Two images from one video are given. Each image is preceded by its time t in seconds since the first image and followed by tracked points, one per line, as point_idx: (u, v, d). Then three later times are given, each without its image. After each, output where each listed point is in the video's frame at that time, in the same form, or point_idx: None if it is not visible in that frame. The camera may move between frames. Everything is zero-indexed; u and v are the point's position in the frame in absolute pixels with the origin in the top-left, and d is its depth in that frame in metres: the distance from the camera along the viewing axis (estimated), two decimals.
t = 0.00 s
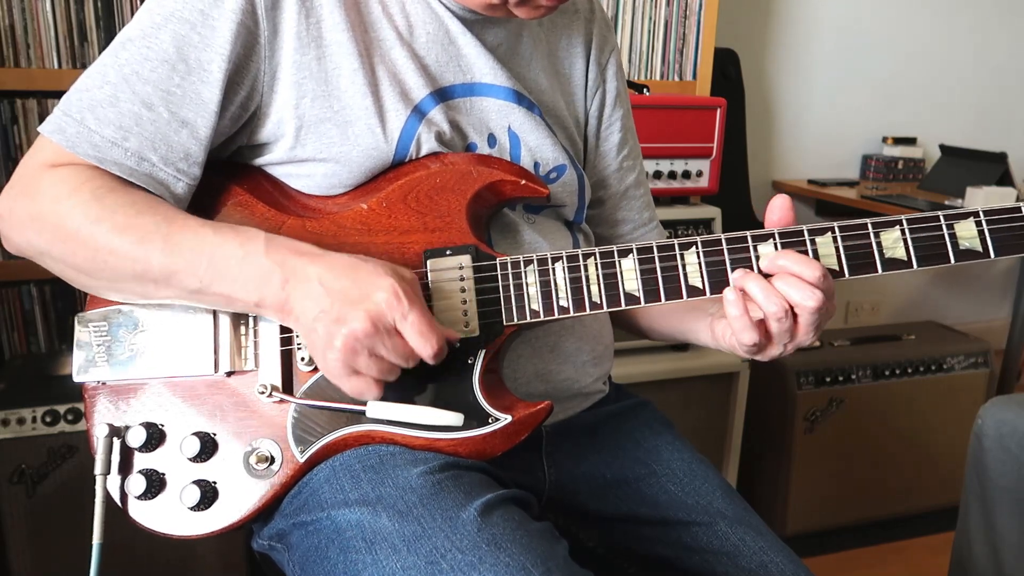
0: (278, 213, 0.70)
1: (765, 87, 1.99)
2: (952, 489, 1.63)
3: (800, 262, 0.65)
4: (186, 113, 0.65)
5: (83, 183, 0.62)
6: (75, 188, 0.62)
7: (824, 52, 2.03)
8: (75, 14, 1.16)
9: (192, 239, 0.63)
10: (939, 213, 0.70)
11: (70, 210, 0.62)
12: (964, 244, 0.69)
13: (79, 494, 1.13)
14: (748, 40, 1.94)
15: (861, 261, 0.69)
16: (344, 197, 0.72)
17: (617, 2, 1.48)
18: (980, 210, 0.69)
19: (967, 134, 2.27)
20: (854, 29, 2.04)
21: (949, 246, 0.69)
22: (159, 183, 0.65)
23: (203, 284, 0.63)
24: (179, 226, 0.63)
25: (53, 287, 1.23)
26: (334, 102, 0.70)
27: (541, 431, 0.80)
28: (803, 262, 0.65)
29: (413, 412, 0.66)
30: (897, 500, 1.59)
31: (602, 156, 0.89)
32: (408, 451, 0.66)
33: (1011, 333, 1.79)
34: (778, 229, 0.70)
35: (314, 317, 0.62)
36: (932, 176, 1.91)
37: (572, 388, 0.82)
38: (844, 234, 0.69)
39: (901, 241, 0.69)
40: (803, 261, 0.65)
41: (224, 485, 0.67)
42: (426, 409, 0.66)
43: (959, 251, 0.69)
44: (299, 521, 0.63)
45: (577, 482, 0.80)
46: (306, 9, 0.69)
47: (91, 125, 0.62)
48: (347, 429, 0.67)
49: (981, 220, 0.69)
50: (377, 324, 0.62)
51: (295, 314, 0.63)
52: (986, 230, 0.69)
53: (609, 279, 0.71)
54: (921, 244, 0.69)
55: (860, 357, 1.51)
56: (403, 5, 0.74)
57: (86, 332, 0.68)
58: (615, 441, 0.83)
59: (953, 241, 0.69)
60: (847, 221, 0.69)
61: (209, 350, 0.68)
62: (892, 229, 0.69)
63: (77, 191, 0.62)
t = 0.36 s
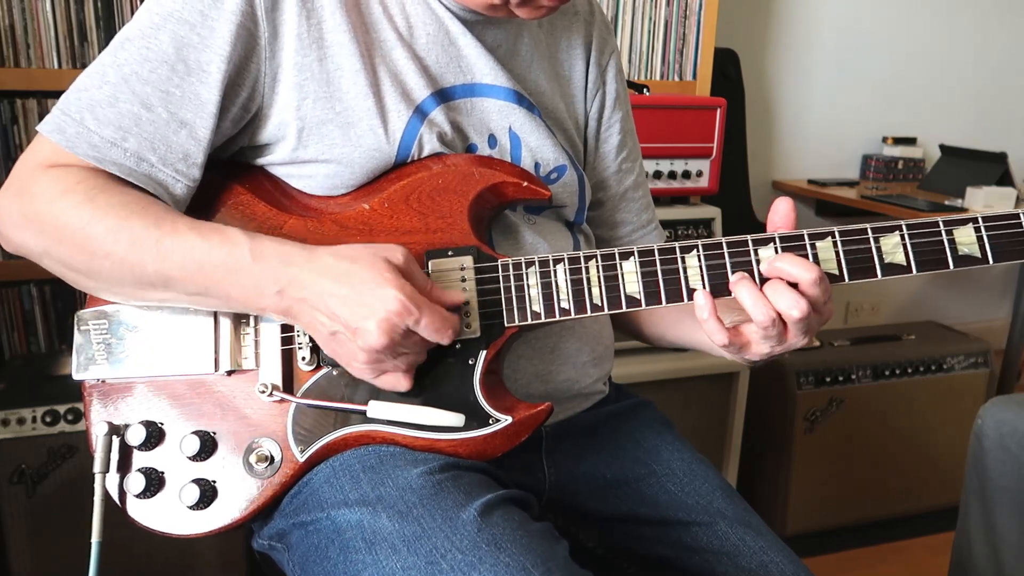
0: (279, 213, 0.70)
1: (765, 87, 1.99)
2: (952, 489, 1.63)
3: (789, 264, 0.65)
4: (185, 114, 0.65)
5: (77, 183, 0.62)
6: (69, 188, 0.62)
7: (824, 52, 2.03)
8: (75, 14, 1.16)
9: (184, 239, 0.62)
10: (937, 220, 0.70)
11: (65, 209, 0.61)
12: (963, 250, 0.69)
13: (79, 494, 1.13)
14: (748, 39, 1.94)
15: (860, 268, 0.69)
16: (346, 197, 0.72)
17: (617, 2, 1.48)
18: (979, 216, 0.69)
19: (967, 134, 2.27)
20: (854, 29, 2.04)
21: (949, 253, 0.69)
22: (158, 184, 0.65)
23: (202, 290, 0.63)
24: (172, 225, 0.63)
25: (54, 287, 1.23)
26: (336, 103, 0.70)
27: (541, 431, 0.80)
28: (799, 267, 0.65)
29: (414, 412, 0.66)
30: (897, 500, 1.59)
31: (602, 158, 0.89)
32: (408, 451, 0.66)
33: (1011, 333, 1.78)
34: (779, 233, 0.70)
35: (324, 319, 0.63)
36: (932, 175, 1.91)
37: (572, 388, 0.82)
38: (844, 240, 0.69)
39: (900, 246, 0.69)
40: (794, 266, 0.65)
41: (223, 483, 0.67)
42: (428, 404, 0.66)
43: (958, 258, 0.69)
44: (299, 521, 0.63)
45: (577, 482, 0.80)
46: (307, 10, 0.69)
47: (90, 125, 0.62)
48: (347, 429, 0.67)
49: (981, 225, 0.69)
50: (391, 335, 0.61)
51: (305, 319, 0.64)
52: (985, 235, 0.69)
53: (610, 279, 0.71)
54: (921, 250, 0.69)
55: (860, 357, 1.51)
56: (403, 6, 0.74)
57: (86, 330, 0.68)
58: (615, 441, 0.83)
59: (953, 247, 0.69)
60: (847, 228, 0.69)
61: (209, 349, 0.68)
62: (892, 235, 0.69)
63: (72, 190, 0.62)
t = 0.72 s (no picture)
0: (279, 212, 0.70)
1: (765, 87, 1.99)
2: (952, 489, 1.63)
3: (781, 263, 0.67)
4: (187, 110, 0.65)
5: (75, 180, 0.62)
6: (67, 185, 0.62)
7: (824, 52, 2.03)
8: (75, 14, 1.16)
9: (189, 232, 0.62)
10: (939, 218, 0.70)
11: (65, 206, 0.61)
12: (964, 249, 0.69)
13: (79, 494, 1.13)
14: (748, 39, 1.94)
15: (861, 265, 0.69)
16: (346, 197, 0.72)
17: (617, 2, 1.48)
18: (979, 215, 0.69)
19: (967, 134, 2.27)
20: (854, 29, 2.04)
21: (949, 251, 0.69)
22: (161, 179, 0.65)
23: (210, 283, 0.63)
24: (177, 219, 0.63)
25: (54, 287, 1.23)
26: (337, 100, 0.70)
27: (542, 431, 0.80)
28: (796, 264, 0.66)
29: (415, 412, 0.66)
30: (897, 501, 1.59)
31: (601, 159, 0.89)
32: (409, 451, 0.66)
33: (1011, 333, 1.78)
34: (780, 232, 0.70)
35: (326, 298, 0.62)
36: (932, 176, 1.91)
37: (572, 388, 0.82)
38: (845, 239, 0.69)
39: (901, 245, 0.69)
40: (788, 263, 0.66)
41: (224, 483, 0.67)
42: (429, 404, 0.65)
43: (959, 257, 0.69)
44: (299, 521, 0.63)
45: (577, 482, 0.80)
46: (307, 8, 0.69)
47: (91, 121, 0.62)
48: (347, 429, 0.67)
49: (982, 224, 0.69)
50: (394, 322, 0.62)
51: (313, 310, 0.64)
52: (986, 235, 0.69)
53: (610, 279, 0.71)
54: (921, 249, 0.69)
55: (860, 357, 1.51)
56: (404, 5, 0.74)
57: (87, 329, 0.68)
58: (615, 441, 0.83)
59: (953, 246, 0.69)
60: (847, 226, 0.69)
61: (209, 348, 0.68)
62: (893, 233, 0.69)
63: (71, 187, 0.62)
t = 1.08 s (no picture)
0: (279, 212, 0.70)
1: (765, 87, 1.99)
2: (952, 489, 1.63)
3: (958, 248, 0.67)
4: (182, 111, 0.65)
5: (70, 180, 0.62)
6: (61, 185, 0.62)
7: (824, 52, 2.03)
8: (75, 14, 1.15)
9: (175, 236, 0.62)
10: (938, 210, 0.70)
11: (58, 206, 0.61)
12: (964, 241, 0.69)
13: (79, 494, 1.13)
14: (747, 39, 1.94)
15: (863, 259, 0.69)
16: (345, 197, 0.72)
17: (617, 2, 1.47)
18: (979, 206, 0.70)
19: (966, 134, 2.27)
20: (854, 29, 2.04)
21: (949, 241, 0.69)
22: (154, 180, 0.65)
23: (192, 283, 0.63)
24: (167, 219, 0.63)
25: (54, 287, 1.23)
26: (335, 102, 0.70)
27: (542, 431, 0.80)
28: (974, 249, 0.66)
29: (415, 411, 0.66)
30: (897, 501, 1.59)
31: (613, 152, 0.89)
32: (410, 450, 0.66)
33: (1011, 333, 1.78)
34: (780, 227, 0.70)
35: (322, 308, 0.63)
36: (932, 176, 1.91)
37: (573, 387, 0.82)
38: (844, 233, 0.70)
39: (901, 238, 0.69)
40: (974, 243, 0.66)
41: (225, 485, 0.67)
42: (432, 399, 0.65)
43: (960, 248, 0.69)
44: (301, 520, 0.63)
45: (578, 482, 0.80)
46: (306, 10, 0.69)
47: (86, 121, 0.62)
48: (348, 428, 0.67)
49: (981, 215, 0.69)
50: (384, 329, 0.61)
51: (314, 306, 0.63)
52: (986, 225, 0.69)
53: (611, 277, 0.71)
54: (922, 242, 0.69)
55: (860, 357, 1.51)
56: (404, 4, 0.74)
57: (87, 331, 0.68)
58: (616, 441, 0.83)
59: (953, 238, 0.69)
60: (846, 219, 0.70)
61: (211, 350, 0.68)
62: (893, 226, 0.69)
63: (65, 187, 0.62)
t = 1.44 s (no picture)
0: (279, 212, 0.70)
1: (765, 87, 1.99)
2: (952, 489, 1.63)
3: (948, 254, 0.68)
4: (185, 114, 0.65)
5: (69, 182, 0.62)
6: (62, 188, 0.62)
7: (824, 52, 2.03)
8: (75, 14, 1.15)
9: (174, 234, 0.62)
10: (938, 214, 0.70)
11: (58, 209, 0.61)
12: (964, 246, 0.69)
13: (79, 495, 1.13)
14: (747, 39, 1.94)
15: (861, 264, 0.69)
16: (344, 198, 0.72)
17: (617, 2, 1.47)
18: (978, 211, 0.70)
19: (967, 133, 2.27)
20: (854, 28, 2.04)
21: (949, 246, 0.68)
22: (157, 184, 0.65)
23: (197, 283, 0.63)
24: (166, 222, 0.62)
25: (54, 287, 1.23)
26: (335, 103, 0.70)
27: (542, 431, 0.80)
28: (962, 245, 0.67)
29: (413, 412, 0.66)
30: (897, 501, 1.59)
31: (610, 154, 0.89)
32: (409, 451, 0.66)
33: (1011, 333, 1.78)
34: (779, 230, 0.71)
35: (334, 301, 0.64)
36: (932, 175, 1.91)
37: (572, 388, 0.82)
38: (844, 237, 0.69)
39: (901, 243, 0.69)
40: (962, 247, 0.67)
41: (224, 485, 0.67)
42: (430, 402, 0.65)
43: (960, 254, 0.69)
44: (300, 521, 0.63)
45: (578, 482, 0.80)
46: (305, 10, 0.69)
47: (89, 126, 0.62)
48: (346, 429, 0.67)
49: (981, 220, 0.69)
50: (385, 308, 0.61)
51: (309, 306, 0.64)
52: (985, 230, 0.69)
53: (610, 279, 0.71)
54: (922, 245, 0.69)
55: (860, 357, 1.51)
56: (403, 5, 0.74)
57: (86, 331, 0.68)
58: (615, 441, 0.83)
59: (953, 242, 0.69)
60: (847, 224, 0.69)
61: (209, 350, 0.68)
62: (892, 231, 0.69)
63: (64, 190, 0.62)
